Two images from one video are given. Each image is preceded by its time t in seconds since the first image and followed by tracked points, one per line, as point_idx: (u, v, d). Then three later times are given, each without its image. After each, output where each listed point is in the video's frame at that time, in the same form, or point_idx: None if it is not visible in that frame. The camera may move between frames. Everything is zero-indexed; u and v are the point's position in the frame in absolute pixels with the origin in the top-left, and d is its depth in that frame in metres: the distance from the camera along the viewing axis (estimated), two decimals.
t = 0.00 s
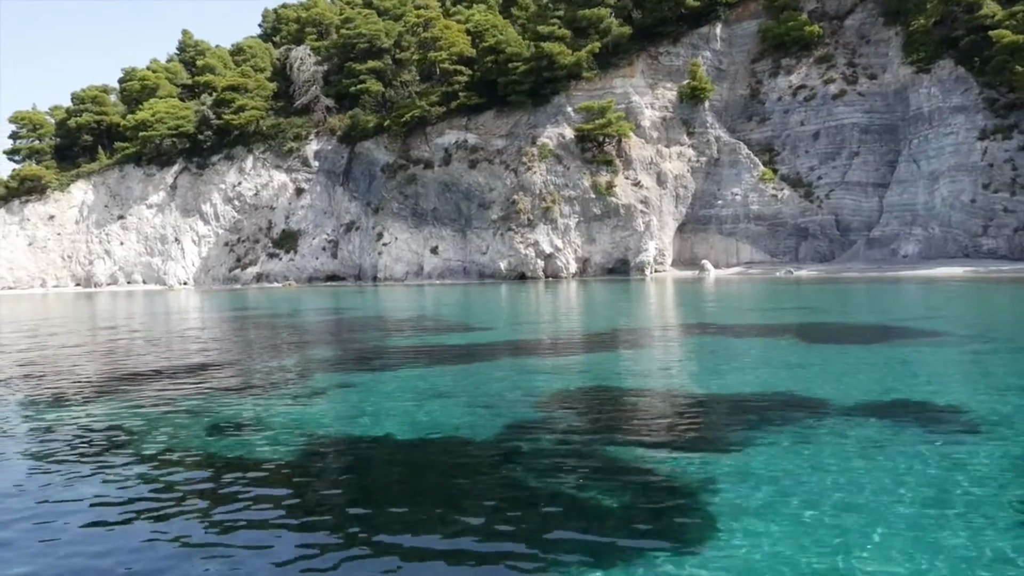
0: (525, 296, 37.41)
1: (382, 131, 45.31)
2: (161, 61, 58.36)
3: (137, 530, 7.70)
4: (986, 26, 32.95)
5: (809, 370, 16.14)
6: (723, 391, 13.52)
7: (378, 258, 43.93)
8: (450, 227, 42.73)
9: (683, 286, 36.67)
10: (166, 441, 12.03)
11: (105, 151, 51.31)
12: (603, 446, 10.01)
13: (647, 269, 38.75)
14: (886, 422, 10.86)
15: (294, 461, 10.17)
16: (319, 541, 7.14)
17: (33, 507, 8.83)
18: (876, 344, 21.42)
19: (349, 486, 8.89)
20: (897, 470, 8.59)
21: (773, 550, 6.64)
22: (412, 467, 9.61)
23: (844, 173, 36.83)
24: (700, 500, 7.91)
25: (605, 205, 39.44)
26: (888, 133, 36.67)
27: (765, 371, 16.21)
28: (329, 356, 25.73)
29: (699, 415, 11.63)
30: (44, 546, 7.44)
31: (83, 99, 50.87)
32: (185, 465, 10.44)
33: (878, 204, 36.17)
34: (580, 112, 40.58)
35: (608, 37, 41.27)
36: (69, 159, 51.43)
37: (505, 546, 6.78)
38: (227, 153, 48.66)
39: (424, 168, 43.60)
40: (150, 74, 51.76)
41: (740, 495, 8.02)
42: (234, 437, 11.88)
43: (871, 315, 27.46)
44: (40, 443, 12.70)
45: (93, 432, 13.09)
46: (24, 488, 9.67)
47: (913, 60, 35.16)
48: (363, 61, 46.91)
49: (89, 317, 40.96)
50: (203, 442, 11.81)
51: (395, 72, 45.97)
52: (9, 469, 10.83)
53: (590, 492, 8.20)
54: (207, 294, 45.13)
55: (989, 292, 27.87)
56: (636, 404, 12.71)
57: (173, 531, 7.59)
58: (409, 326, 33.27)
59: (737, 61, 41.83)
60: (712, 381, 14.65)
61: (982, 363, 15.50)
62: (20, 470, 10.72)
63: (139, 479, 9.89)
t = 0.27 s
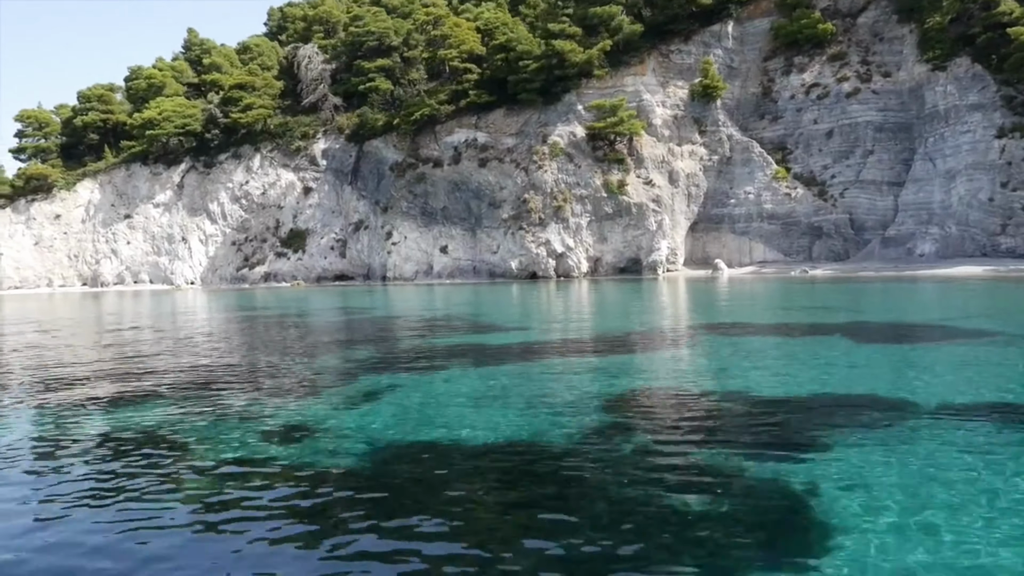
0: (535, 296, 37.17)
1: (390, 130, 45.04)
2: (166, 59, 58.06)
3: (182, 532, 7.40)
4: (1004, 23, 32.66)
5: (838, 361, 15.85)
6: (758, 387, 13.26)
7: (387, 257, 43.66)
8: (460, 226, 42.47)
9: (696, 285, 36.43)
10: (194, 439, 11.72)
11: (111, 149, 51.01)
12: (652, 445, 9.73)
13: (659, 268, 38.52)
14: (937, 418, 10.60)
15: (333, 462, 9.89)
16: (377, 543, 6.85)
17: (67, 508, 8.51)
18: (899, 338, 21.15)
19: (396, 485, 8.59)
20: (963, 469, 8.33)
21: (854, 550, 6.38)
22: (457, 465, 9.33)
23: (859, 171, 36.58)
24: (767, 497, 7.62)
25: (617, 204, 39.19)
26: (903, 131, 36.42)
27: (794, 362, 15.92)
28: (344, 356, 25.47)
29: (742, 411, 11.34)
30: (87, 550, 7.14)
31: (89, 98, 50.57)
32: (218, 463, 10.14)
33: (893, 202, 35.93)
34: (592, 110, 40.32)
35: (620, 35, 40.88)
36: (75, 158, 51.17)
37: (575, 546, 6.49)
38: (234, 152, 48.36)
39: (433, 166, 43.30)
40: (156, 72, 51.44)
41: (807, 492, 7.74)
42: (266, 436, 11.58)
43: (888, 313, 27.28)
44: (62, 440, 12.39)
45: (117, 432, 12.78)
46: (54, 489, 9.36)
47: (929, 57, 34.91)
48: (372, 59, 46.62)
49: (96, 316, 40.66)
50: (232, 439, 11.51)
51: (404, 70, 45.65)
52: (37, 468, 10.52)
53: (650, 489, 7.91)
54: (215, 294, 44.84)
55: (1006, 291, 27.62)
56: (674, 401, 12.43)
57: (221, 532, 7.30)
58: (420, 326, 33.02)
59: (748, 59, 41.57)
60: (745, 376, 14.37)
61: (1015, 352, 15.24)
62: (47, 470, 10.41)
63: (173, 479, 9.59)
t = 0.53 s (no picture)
0: (545, 296, 36.93)
1: (398, 129, 44.81)
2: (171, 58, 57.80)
3: (217, 528, 7.12)
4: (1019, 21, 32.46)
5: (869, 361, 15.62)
6: (793, 388, 13.03)
7: (395, 257, 43.41)
8: (468, 226, 42.21)
9: (707, 285, 36.19)
10: (218, 437, 11.45)
11: (116, 148, 50.77)
12: (695, 445, 9.47)
13: (670, 268, 38.27)
14: (983, 420, 10.35)
15: (366, 462, 9.62)
16: (425, 543, 6.58)
17: (93, 503, 8.24)
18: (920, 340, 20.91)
19: (435, 484, 8.32)
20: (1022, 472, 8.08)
21: (928, 554, 6.12)
22: (497, 466, 9.07)
23: (871, 170, 36.36)
24: (826, 498, 7.36)
25: (627, 203, 38.95)
26: (916, 129, 36.20)
27: (821, 364, 15.66)
28: (357, 356, 25.25)
29: (780, 414, 11.07)
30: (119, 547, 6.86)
31: (95, 96, 50.33)
32: (246, 461, 9.87)
33: (906, 202, 35.69)
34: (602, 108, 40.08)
35: (630, 33, 40.71)
36: (80, 157, 50.92)
37: (635, 548, 6.23)
38: (240, 151, 48.11)
39: (441, 165, 43.03)
40: (161, 71, 51.19)
41: (866, 495, 7.47)
42: (292, 435, 11.32)
43: (901, 313, 27.10)
44: (81, 439, 12.11)
45: (136, 431, 12.50)
46: (77, 485, 9.09)
47: (942, 55, 34.71)
48: (379, 58, 46.38)
49: (102, 316, 40.40)
50: (257, 438, 11.24)
51: (411, 69, 45.42)
52: (58, 465, 10.25)
53: (701, 488, 7.65)
54: (221, 294, 44.58)
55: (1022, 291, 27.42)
56: (708, 403, 12.17)
57: (259, 529, 7.03)
58: (431, 326, 32.78)
59: (758, 57, 41.33)
60: (774, 378, 14.11)
61: None
62: (68, 466, 10.13)
63: (201, 476, 9.31)
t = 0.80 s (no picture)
0: (556, 296, 36.63)
1: (406, 127, 44.51)
2: (176, 56, 57.50)
3: (265, 540, 6.80)
4: None
5: (902, 361, 15.33)
6: (832, 389, 12.76)
7: (404, 256, 43.09)
8: (478, 225, 41.90)
9: (720, 285, 35.90)
10: (247, 438, 11.18)
11: (122, 147, 50.47)
12: (748, 449, 9.16)
13: (683, 268, 37.98)
14: None
15: (407, 464, 9.31)
16: (486, 552, 6.29)
17: (129, 510, 7.92)
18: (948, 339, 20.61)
19: (483, 489, 8.06)
20: None
21: (1014, 564, 5.86)
22: (546, 469, 8.76)
23: (886, 168, 36.08)
24: (901, 507, 7.05)
25: (639, 202, 38.66)
26: (930, 128, 35.92)
27: (855, 364, 15.36)
28: (372, 355, 24.96)
29: (828, 416, 10.77)
30: (165, 559, 6.54)
31: (100, 95, 49.99)
32: (281, 464, 9.55)
33: (921, 200, 35.41)
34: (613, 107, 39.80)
35: (641, 31, 40.41)
36: (86, 156, 50.61)
37: (713, 560, 5.92)
38: (247, 149, 47.81)
39: (450, 164, 42.73)
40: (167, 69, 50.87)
41: (937, 500, 7.19)
42: (324, 436, 11.00)
43: (915, 311, 26.98)
44: (104, 439, 11.76)
45: (160, 432, 12.17)
46: (109, 491, 8.76)
47: (958, 53, 34.45)
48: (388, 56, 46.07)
49: (108, 316, 40.07)
50: (289, 439, 10.92)
51: (420, 66, 45.15)
52: (86, 469, 9.92)
53: (763, 496, 7.40)
54: (228, 293, 44.23)
55: None
56: (749, 404, 11.87)
57: (310, 541, 6.71)
58: (442, 326, 32.51)
59: (770, 55, 41.03)
60: (810, 378, 13.81)
61: None
62: (97, 470, 9.81)
63: (237, 480, 8.98)
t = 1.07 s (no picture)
0: (567, 295, 36.33)
1: (415, 126, 44.26)
2: (182, 55, 57.21)
3: (314, 535, 6.45)
4: None
5: (939, 360, 15.01)
6: (873, 388, 12.46)
7: (413, 255, 42.76)
8: (487, 224, 41.59)
9: (732, 284, 35.61)
10: (277, 434, 10.88)
11: (128, 146, 50.20)
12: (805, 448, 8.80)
13: (695, 267, 37.67)
14: None
15: (449, 459, 8.96)
16: (550, 551, 6.00)
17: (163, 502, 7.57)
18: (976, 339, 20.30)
19: (532, 487, 7.77)
20: None
21: None
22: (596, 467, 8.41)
23: (901, 167, 35.79)
24: (981, 505, 6.71)
25: (651, 201, 38.36)
26: (946, 126, 35.63)
27: (889, 364, 15.04)
28: (387, 355, 24.68)
29: (879, 415, 10.42)
30: (212, 554, 6.20)
31: (106, 93, 49.69)
32: (316, 458, 9.21)
33: (936, 199, 35.10)
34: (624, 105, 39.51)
35: (652, 29, 40.13)
36: (91, 154, 50.30)
37: (793, 562, 5.63)
38: (254, 148, 47.54)
39: (459, 163, 42.45)
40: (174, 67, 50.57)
41: (1014, 501, 6.89)
42: (355, 431, 10.65)
43: (931, 311, 26.69)
44: (125, 432, 11.38)
45: (184, 424, 11.80)
46: (139, 482, 8.41)
47: (974, 51, 34.18)
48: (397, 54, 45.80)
49: (114, 316, 39.79)
50: (319, 435, 10.58)
51: (429, 65, 44.91)
52: (110, 461, 9.56)
53: (830, 496, 7.10)
54: (235, 294, 43.91)
55: None
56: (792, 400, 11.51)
57: (362, 537, 6.36)
58: (453, 325, 32.24)
59: (782, 53, 40.74)
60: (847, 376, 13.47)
61: None
62: (123, 461, 9.46)
63: (273, 472, 8.64)
